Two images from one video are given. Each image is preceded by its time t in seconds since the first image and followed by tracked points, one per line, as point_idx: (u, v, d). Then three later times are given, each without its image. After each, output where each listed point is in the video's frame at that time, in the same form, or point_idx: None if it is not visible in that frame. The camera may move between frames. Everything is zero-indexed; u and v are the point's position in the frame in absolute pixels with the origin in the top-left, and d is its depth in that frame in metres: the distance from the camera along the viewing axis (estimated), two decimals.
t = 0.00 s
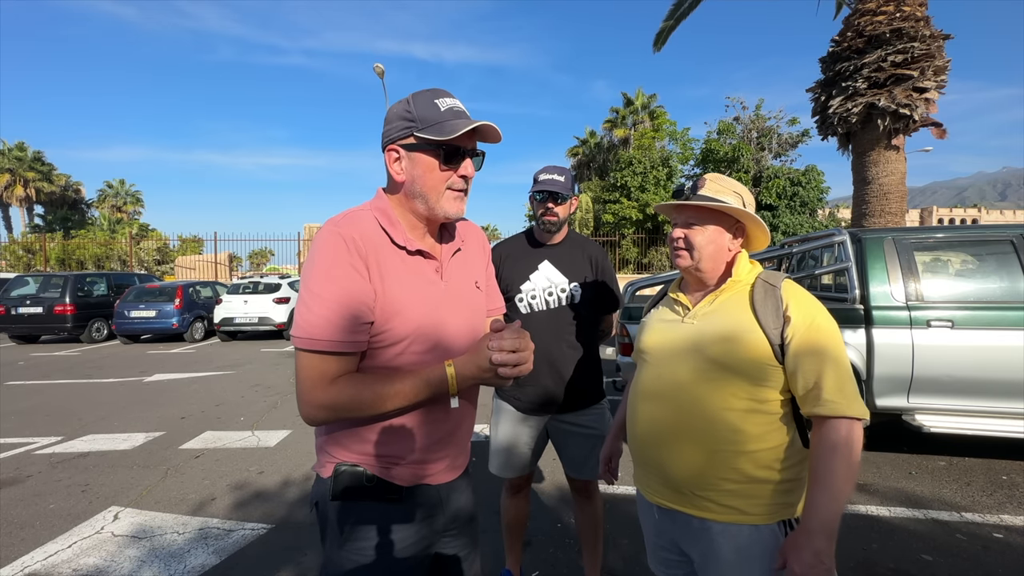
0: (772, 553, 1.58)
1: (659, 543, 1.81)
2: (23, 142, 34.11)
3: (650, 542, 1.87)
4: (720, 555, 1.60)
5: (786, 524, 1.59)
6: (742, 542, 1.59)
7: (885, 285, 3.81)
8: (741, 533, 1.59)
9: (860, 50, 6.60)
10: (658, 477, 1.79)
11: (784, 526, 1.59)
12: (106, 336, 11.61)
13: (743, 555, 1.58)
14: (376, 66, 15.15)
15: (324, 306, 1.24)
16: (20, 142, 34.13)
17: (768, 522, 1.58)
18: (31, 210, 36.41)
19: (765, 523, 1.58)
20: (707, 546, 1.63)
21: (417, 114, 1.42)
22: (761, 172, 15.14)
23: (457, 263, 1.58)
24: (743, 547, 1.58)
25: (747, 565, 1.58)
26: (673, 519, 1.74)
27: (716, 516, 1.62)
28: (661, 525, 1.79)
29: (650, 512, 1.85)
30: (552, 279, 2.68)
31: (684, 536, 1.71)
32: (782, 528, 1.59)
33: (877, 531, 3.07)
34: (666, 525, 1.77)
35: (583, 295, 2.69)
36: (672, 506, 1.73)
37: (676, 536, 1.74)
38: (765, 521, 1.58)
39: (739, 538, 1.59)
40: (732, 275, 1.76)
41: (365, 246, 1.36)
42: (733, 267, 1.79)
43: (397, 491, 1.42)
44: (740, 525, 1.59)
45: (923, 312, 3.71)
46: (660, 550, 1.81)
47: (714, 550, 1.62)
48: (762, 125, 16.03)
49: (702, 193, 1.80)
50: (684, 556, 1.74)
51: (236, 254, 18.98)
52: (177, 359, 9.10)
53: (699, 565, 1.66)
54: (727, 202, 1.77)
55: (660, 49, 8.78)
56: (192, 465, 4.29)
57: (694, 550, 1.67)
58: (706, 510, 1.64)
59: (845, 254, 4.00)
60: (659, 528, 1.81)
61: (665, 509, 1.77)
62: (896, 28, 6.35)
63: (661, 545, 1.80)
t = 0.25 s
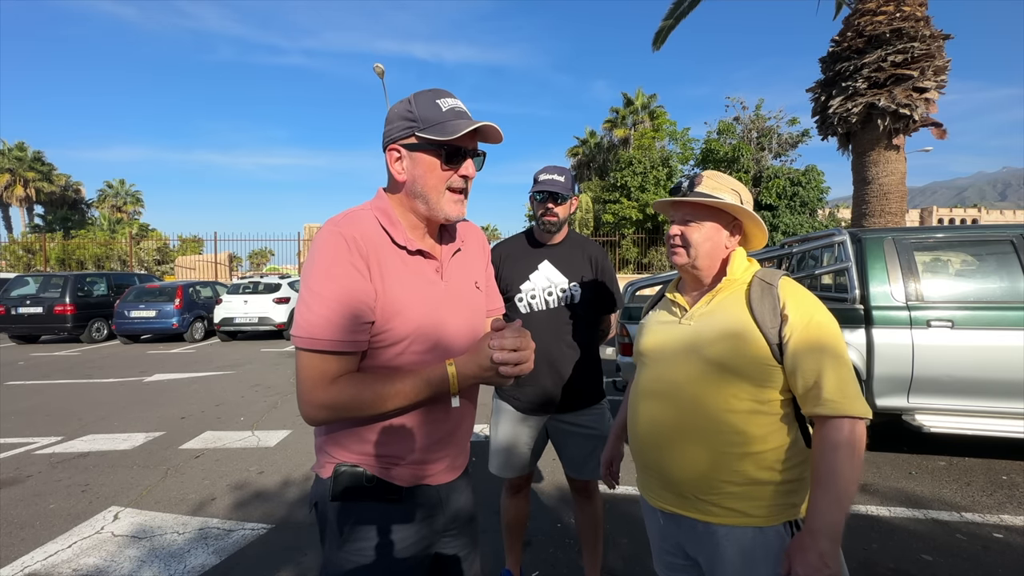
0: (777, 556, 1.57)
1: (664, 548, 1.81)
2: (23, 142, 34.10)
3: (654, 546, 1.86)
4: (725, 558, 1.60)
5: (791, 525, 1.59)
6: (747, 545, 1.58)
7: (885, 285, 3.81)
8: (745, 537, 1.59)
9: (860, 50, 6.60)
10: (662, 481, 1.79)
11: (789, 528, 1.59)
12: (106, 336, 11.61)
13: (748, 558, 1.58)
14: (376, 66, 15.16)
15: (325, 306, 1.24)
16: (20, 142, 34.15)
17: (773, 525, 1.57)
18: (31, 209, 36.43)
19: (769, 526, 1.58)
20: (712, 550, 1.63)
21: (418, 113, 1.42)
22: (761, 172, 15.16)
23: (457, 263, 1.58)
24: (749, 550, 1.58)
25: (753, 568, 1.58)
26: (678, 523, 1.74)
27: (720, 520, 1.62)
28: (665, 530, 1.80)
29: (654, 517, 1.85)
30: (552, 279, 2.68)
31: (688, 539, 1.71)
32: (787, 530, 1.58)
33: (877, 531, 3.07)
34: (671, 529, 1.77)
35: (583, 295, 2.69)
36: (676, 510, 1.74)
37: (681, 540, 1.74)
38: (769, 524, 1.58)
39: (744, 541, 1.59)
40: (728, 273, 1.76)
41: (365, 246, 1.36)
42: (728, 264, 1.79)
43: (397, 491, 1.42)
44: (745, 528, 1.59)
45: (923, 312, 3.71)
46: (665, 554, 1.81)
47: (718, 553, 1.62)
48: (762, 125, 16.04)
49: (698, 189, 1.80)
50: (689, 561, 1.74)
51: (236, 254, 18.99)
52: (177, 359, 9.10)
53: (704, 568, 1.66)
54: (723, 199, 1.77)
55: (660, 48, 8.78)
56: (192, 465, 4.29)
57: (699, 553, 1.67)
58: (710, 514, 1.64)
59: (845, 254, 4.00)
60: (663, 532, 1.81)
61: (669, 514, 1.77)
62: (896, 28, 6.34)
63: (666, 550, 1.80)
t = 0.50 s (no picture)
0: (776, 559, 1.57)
1: (663, 553, 1.81)
2: (22, 142, 34.10)
3: (654, 552, 1.86)
4: (724, 561, 1.61)
5: (791, 528, 1.58)
6: (747, 548, 1.59)
7: (886, 285, 3.81)
8: (745, 540, 1.59)
9: (860, 50, 6.60)
10: (662, 485, 1.78)
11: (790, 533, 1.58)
12: (106, 336, 11.61)
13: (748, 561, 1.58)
14: (376, 65, 15.21)
15: (326, 306, 1.24)
16: (20, 142, 34.16)
17: (773, 528, 1.57)
18: (31, 210, 36.44)
19: (770, 529, 1.57)
20: (711, 553, 1.63)
21: (419, 113, 1.42)
22: (761, 172, 15.16)
23: (457, 263, 1.57)
24: (749, 553, 1.58)
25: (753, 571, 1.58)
26: (677, 527, 1.74)
27: (720, 524, 1.62)
28: (664, 534, 1.80)
29: (655, 522, 1.85)
30: (552, 279, 2.68)
31: (687, 543, 1.71)
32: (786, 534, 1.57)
33: (877, 531, 3.06)
34: (670, 533, 1.77)
35: (583, 295, 2.69)
36: (675, 513, 1.74)
37: (680, 544, 1.74)
38: (771, 527, 1.57)
39: (744, 545, 1.59)
40: (726, 273, 1.75)
41: (366, 246, 1.35)
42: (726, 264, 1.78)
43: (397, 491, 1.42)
44: (745, 531, 1.59)
45: (923, 312, 3.71)
46: (665, 559, 1.80)
47: (718, 556, 1.62)
48: (762, 125, 16.04)
49: (695, 190, 1.80)
50: (688, 565, 1.73)
51: (236, 254, 18.99)
52: (177, 359, 9.10)
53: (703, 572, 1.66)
54: (719, 199, 1.77)
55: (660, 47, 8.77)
56: (192, 465, 4.29)
57: (698, 557, 1.67)
58: (710, 518, 1.64)
59: (845, 254, 4.00)
60: (662, 537, 1.81)
61: (668, 517, 1.77)
62: (896, 28, 6.34)
63: (665, 555, 1.80)
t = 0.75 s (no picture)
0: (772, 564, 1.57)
1: (660, 556, 1.80)
2: (22, 142, 34.10)
3: (651, 555, 1.86)
4: (719, 564, 1.61)
5: (788, 534, 1.57)
6: (742, 552, 1.58)
7: (886, 285, 3.81)
8: (741, 543, 1.59)
9: (860, 50, 6.60)
10: (661, 487, 1.78)
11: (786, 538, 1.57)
12: (106, 336, 11.61)
13: (743, 565, 1.58)
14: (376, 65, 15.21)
15: (326, 306, 1.24)
16: (20, 142, 34.17)
17: (770, 533, 1.57)
18: (31, 210, 36.45)
19: (768, 533, 1.57)
20: (707, 555, 1.63)
21: (420, 113, 1.42)
22: (761, 172, 15.16)
23: (457, 264, 1.57)
24: (744, 557, 1.58)
25: None
26: (673, 529, 1.74)
27: (716, 527, 1.62)
28: (660, 537, 1.80)
29: (651, 525, 1.85)
30: (552, 279, 2.68)
31: (683, 546, 1.71)
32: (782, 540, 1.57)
33: (877, 531, 3.07)
34: (665, 536, 1.77)
35: (583, 295, 2.69)
36: (672, 514, 1.74)
37: (676, 547, 1.74)
38: (769, 531, 1.57)
39: (739, 549, 1.59)
40: (728, 273, 1.75)
41: (366, 245, 1.35)
42: (728, 264, 1.78)
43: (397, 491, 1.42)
44: (741, 535, 1.59)
45: (923, 312, 3.71)
46: (661, 562, 1.80)
47: (713, 559, 1.62)
48: (762, 125, 16.04)
49: (696, 190, 1.80)
50: (683, 568, 1.73)
51: (236, 254, 18.99)
52: (177, 359, 9.10)
53: None
54: (722, 198, 1.77)
55: (660, 47, 8.78)
56: (192, 465, 4.29)
57: (694, 560, 1.67)
58: (706, 520, 1.64)
59: (845, 254, 4.00)
60: (658, 540, 1.81)
61: (664, 519, 1.78)
62: (896, 28, 6.34)
63: (661, 559, 1.80)
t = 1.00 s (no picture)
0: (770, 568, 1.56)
1: (659, 559, 1.80)
2: (23, 142, 34.10)
3: (650, 557, 1.86)
4: (716, 567, 1.61)
5: (787, 538, 1.56)
6: (740, 555, 1.58)
7: (885, 285, 3.81)
8: (739, 547, 1.58)
9: (860, 50, 6.60)
10: (658, 487, 1.79)
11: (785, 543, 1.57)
12: (106, 336, 11.61)
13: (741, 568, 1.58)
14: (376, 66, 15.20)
15: (326, 305, 1.24)
16: (20, 142, 34.16)
17: (769, 536, 1.56)
18: (31, 210, 36.46)
19: (766, 537, 1.56)
20: (705, 558, 1.63)
21: (425, 116, 1.42)
22: (761, 172, 15.17)
23: (458, 264, 1.57)
24: (742, 561, 1.58)
25: None
26: (670, 530, 1.74)
27: (713, 529, 1.62)
28: (659, 538, 1.80)
29: (649, 526, 1.85)
30: (552, 279, 2.68)
31: (681, 549, 1.71)
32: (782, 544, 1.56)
33: (877, 531, 3.06)
34: (664, 538, 1.77)
35: (583, 295, 2.69)
36: (669, 516, 1.74)
37: (675, 549, 1.74)
38: (768, 535, 1.56)
39: (737, 552, 1.59)
40: (730, 272, 1.75)
41: (367, 245, 1.36)
42: (730, 263, 1.78)
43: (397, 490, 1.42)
44: (738, 538, 1.58)
45: (924, 312, 3.71)
46: (659, 564, 1.80)
47: (710, 562, 1.62)
48: (762, 125, 16.04)
49: (700, 190, 1.80)
50: (681, 570, 1.74)
51: (236, 254, 18.99)
52: (177, 359, 9.10)
53: None
54: (726, 198, 1.76)
55: (660, 47, 8.77)
56: (192, 465, 4.29)
57: (692, 562, 1.67)
58: (703, 522, 1.64)
59: (845, 254, 3.99)
60: (657, 541, 1.81)
61: (662, 520, 1.78)
62: (896, 28, 6.34)
63: (660, 561, 1.80)
